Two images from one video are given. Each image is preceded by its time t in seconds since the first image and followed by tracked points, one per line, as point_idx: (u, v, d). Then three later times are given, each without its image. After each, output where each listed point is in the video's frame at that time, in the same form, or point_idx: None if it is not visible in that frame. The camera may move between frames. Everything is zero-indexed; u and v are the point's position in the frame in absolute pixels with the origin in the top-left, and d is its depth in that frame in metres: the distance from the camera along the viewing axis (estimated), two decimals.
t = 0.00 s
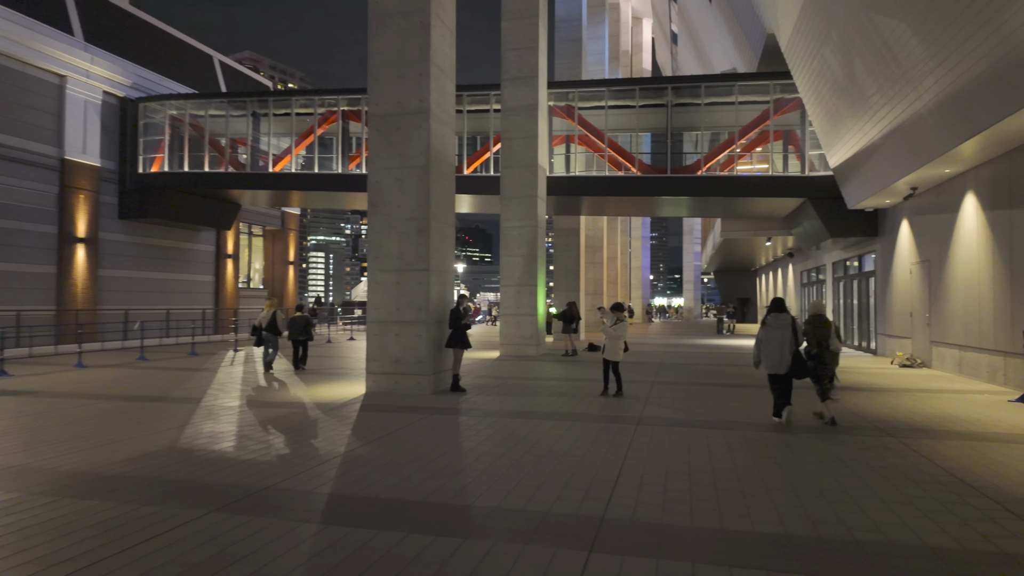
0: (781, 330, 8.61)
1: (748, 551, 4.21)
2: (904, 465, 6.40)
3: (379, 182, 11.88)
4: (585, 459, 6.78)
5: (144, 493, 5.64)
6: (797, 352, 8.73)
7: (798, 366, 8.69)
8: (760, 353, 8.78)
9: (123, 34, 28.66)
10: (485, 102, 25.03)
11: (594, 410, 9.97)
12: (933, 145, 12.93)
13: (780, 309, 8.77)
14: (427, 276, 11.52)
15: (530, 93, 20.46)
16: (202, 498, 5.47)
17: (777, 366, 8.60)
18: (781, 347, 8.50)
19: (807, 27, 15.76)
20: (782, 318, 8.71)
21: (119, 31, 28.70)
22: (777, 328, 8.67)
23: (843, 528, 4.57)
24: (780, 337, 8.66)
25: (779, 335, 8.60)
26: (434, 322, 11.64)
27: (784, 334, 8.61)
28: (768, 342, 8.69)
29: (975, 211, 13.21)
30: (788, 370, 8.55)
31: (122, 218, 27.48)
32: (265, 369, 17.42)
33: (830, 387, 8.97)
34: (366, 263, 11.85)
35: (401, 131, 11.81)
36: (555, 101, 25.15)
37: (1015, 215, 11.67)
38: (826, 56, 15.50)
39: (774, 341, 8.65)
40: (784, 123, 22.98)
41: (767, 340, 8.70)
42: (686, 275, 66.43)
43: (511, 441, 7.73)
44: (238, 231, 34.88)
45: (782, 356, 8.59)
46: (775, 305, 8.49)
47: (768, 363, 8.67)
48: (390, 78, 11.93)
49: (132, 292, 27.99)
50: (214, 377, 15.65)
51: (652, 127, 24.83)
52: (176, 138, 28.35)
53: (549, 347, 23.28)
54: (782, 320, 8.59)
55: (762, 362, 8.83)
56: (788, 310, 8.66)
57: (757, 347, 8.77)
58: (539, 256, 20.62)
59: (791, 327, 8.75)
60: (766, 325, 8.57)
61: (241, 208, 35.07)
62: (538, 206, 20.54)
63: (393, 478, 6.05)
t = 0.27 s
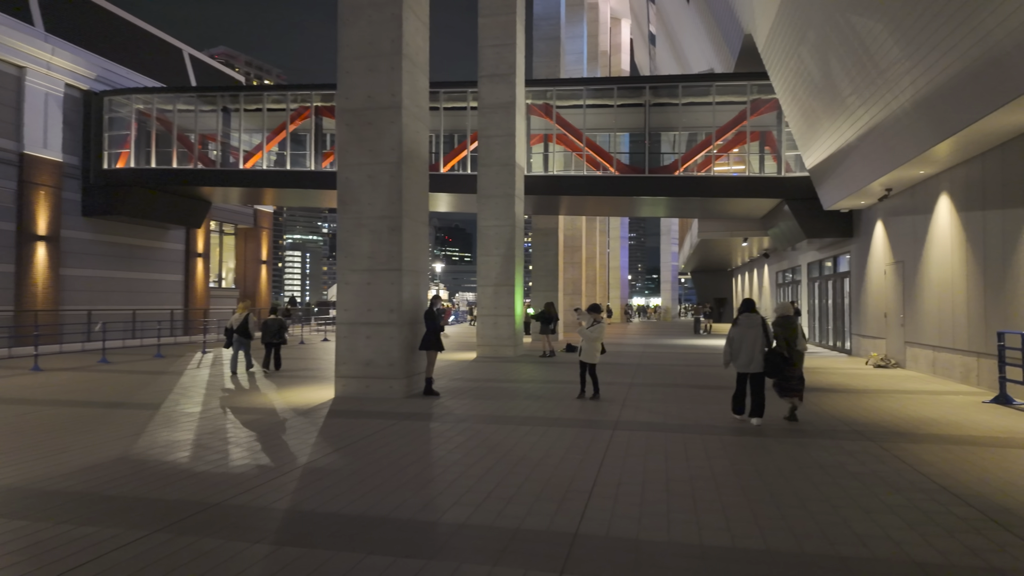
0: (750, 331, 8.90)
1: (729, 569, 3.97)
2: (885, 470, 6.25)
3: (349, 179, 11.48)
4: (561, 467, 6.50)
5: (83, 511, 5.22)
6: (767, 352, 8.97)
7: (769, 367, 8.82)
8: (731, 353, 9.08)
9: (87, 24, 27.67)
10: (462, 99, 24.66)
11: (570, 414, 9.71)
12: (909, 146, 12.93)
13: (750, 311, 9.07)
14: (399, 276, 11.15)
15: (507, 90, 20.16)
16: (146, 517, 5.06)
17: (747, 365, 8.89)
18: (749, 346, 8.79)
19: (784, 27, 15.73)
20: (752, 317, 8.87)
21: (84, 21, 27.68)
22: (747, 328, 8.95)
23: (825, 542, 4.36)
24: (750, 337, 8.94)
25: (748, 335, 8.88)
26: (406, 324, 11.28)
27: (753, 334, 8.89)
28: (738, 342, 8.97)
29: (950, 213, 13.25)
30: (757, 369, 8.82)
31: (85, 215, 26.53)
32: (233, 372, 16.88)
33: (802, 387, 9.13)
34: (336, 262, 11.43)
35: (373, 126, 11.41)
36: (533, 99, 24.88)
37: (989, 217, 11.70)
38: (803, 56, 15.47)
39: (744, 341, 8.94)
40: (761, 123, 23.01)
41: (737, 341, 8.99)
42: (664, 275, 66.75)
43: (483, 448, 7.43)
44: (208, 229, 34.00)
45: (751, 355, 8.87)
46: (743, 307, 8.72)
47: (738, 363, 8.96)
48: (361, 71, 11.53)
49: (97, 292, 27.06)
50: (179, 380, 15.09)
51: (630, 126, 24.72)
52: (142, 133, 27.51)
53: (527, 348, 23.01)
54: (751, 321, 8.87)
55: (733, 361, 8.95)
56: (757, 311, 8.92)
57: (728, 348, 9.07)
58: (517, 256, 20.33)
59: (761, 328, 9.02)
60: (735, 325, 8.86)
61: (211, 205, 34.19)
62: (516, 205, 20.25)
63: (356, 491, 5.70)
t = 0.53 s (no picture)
0: (718, 331, 8.97)
1: None
2: (865, 472, 6.11)
3: (318, 174, 11.09)
4: (533, 473, 6.23)
5: (12, 527, 4.80)
6: (734, 351, 9.12)
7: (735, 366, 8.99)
8: (699, 353, 9.15)
9: (49, 14, 26.73)
10: (439, 96, 24.26)
11: (546, 415, 9.44)
12: (884, 146, 12.93)
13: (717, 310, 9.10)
14: (370, 274, 10.80)
15: (484, 86, 19.85)
16: (81, 533, 4.66)
17: (716, 366, 8.99)
18: (719, 347, 8.84)
19: (761, 26, 15.70)
20: (719, 318, 8.97)
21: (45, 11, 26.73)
22: (715, 328, 9.02)
23: (806, 552, 4.16)
24: (717, 337, 9.04)
25: (717, 336, 8.95)
26: (378, 324, 10.92)
27: (721, 335, 8.97)
28: (706, 342, 9.05)
29: (924, 212, 13.29)
30: (726, 369, 8.94)
31: (47, 211, 25.54)
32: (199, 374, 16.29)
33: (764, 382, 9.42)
34: (304, 260, 11.04)
35: (343, 119, 11.04)
36: (511, 96, 24.62)
37: (963, 216, 11.72)
38: (780, 55, 15.45)
39: (712, 341, 9.01)
40: (738, 123, 23.04)
41: (705, 341, 9.06)
42: (643, 275, 66.95)
43: (454, 452, 7.14)
44: (178, 227, 33.10)
45: (720, 355, 8.97)
46: (712, 308, 8.75)
47: (706, 363, 9.04)
48: (330, 63, 11.16)
49: (60, 291, 26.10)
50: (141, 382, 14.51)
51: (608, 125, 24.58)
52: (108, 127, 26.69)
53: (505, 348, 22.71)
54: (720, 321, 8.93)
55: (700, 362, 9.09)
56: (726, 312, 8.96)
57: (697, 348, 9.13)
58: (494, 255, 20.03)
59: (727, 327, 9.13)
60: (705, 326, 8.87)
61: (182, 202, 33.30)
62: (493, 203, 19.95)
63: (315, 501, 5.36)
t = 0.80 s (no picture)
0: (694, 330, 8.97)
1: None
2: (853, 479, 5.90)
3: (290, 169, 10.69)
4: (509, 483, 5.93)
5: None
6: (708, 349, 9.16)
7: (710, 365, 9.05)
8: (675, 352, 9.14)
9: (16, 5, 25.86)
10: (420, 92, 23.83)
11: (526, 420, 9.14)
12: (868, 145, 12.81)
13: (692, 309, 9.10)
14: (344, 274, 10.41)
15: (466, 83, 19.50)
16: (11, 558, 4.26)
17: (691, 364, 8.99)
18: (695, 346, 8.83)
19: (744, 24, 15.55)
20: (694, 317, 8.99)
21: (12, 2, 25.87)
22: (690, 327, 9.01)
23: (796, 571, 3.91)
24: (692, 335, 9.05)
25: (693, 334, 8.94)
26: (352, 325, 10.54)
27: (697, 333, 8.98)
28: (682, 341, 9.05)
29: (907, 212, 13.22)
30: (700, 368, 8.96)
31: (15, 209, 24.72)
32: (170, 377, 15.73)
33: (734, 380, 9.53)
34: (275, 259, 10.62)
35: (316, 112, 10.64)
36: (493, 94, 24.28)
37: (945, 216, 11.63)
38: (763, 54, 15.31)
39: (687, 339, 9.01)
40: (722, 122, 22.94)
41: (680, 340, 9.05)
42: (627, 275, 66.90)
43: (427, 461, 6.81)
44: (153, 225, 32.25)
45: (695, 354, 8.97)
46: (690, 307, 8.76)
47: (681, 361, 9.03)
48: (302, 55, 10.75)
49: (27, 291, 25.22)
50: (107, 386, 13.93)
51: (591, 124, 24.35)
52: (78, 122, 25.85)
53: (488, 349, 22.37)
54: (696, 320, 8.92)
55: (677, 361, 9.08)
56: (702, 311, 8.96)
57: (671, 346, 9.10)
58: (476, 254, 19.68)
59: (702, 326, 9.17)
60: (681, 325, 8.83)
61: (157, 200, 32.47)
62: (475, 201, 19.60)
63: (274, 518, 5.01)
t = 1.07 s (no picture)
0: (673, 331, 9.07)
1: None
2: (844, 487, 5.69)
3: (263, 164, 10.29)
4: (486, 493, 5.63)
5: None
6: (686, 350, 9.28)
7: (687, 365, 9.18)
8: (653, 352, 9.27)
9: None
10: (402, 89, 23.40)
11: (507, 424, 8.83)
12: (854, 144, 12.69)
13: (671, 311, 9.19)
14: (319, 273, 10.03)
15: (448, 79, 19.15)
16: None
17: (668, 364, 9.12)
18: (673, 348, 8.95)
19: (729, 22, 15.41)
20: (673, 319, 9.12)
21: None
22: (669, 328, 9.11)
23: None
24: (670, 337, 9.16)
25: (671, 336, 9.05)
26: (327, 326, 10.16)
27: (675, 334, 9.09)
28: (660, 342, 9.17)
29: (893, 211, 13.13)
30: (677, 368, 9.10)
31: None
32: (141, 380, 15.18)
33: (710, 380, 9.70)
34: (248, 258, 10.22)
35: (290, 106, 10.25)
36: (477, 91, 23.94)
37: (932, 216, 11.53)
38: (749, 51, 15.16)
39: (665, 341, 9.12)
40: (707, 122, 22.83)
41: (658, 341, 9.16)
42: (612, 275, 66.83)
43: (403, 470, 6.47)
44: (128, 222, 31.43)
45: (673, 355, 9.10)
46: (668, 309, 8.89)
47: (659, 362, 9.15)
48: (277, 45, 10.34)
49: None
50: (73, 390, 13.38)
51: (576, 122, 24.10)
52: (49, 117, 25.15)
53: (471, 350, 22.01)
54: (674, 322, 9.02)
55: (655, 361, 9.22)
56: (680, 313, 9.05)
57: (649, 347, 9.21)
58: (459, 253, 19.32)
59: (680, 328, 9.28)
60: (660, 327, 8.92)
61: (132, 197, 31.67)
62: (458, 200, 19.25)
63: (234, 536, 4.65)
